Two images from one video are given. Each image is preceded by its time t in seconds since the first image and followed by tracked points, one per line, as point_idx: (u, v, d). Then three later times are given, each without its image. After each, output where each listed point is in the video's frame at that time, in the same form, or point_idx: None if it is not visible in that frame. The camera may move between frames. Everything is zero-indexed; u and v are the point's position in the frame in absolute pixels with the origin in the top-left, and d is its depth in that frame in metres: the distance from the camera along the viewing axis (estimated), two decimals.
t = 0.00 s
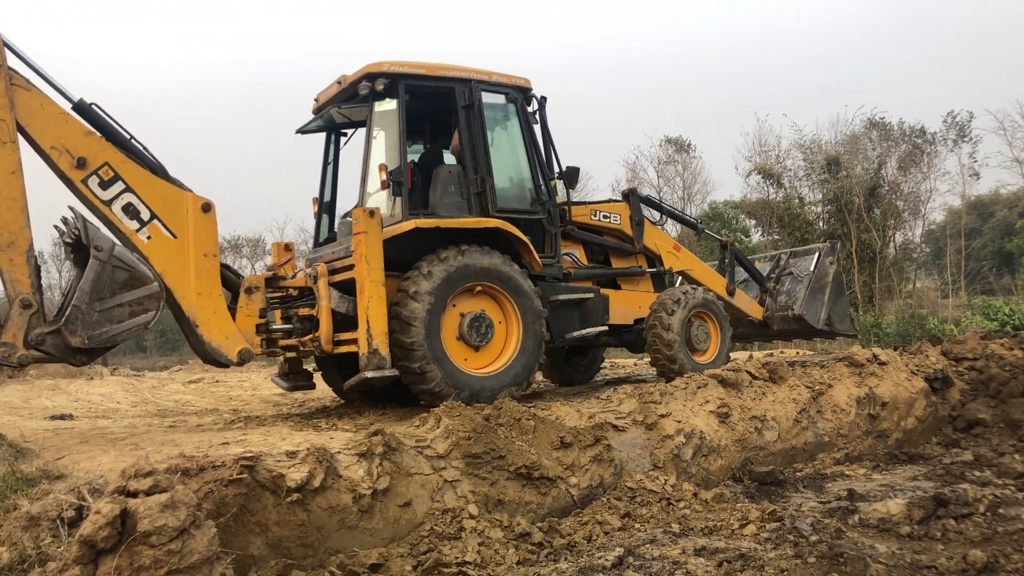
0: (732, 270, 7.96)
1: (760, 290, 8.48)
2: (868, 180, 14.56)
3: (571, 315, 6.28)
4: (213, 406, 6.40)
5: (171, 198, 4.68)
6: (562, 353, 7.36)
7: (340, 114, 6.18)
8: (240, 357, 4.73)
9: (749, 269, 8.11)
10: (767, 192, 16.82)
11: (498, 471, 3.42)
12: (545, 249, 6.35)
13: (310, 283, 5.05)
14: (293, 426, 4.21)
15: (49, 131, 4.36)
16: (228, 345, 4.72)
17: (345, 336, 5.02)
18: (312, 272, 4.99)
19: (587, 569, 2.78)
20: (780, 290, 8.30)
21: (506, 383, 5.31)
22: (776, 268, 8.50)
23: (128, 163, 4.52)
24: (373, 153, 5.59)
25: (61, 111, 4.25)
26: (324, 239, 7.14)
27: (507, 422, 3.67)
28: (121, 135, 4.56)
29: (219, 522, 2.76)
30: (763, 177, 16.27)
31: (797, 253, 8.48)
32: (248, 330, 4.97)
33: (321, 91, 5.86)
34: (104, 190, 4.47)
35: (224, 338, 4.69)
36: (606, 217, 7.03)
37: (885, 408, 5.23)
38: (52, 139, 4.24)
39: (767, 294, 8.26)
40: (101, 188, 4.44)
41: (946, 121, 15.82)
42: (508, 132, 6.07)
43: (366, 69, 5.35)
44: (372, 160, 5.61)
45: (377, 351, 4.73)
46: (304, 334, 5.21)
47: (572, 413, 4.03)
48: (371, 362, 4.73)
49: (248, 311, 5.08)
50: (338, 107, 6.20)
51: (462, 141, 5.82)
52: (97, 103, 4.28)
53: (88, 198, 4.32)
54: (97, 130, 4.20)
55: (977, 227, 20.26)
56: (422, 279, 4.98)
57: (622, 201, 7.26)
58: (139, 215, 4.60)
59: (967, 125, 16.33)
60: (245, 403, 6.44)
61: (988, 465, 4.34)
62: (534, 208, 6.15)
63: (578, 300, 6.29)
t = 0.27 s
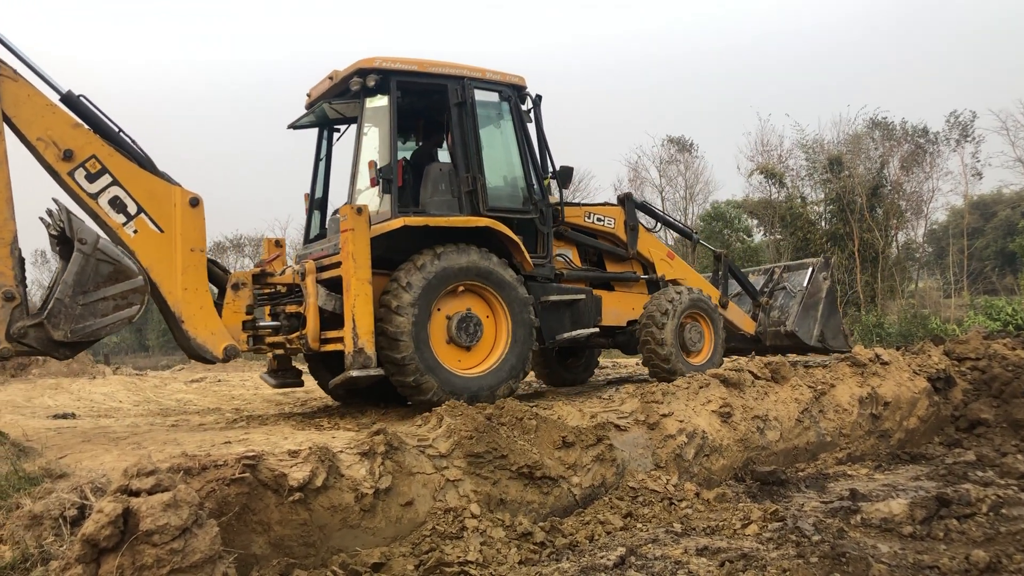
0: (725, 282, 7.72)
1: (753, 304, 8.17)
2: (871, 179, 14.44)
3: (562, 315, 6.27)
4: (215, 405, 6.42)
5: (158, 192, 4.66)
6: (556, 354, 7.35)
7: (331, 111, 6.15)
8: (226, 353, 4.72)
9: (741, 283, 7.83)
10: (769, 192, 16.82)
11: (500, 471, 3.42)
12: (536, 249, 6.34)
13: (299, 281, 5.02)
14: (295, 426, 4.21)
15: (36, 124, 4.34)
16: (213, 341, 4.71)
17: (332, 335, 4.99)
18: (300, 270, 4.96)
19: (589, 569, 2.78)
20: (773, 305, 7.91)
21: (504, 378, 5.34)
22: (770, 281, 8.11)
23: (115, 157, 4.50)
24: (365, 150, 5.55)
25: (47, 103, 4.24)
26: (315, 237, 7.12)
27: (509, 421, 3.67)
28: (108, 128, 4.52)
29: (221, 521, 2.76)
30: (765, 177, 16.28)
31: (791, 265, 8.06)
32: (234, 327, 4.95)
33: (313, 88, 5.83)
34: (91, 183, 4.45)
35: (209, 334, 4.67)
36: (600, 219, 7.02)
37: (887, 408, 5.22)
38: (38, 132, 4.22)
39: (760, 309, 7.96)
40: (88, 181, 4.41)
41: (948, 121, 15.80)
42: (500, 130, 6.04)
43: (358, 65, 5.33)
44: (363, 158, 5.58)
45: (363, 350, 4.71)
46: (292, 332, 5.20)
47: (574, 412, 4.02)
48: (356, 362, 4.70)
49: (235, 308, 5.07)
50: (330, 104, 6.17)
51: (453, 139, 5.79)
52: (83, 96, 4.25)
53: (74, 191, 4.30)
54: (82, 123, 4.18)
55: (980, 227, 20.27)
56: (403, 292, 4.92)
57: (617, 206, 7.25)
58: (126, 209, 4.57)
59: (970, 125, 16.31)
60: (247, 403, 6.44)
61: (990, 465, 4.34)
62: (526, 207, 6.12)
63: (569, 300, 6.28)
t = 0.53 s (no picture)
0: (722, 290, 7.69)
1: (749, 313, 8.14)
2: (872, 180, 14.48)
3: (562, 316, 6.27)
4: (215, 405, 6.42)
5: (156, 199, 4.67)
6: (555, 354, 7.36)
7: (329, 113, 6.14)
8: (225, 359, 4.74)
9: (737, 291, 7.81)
10: (770, 192, 16.81)
11: (501, 471, 3.42)
12: (535, 250, 6.32)
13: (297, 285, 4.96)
14: (295, 426, 4.20)
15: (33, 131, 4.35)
16: (213, 347, 4.71)
17: (332, 339, 4.98)
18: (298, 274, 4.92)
19: (590, 569, 2.78)
20: (769, 314, 7.89)
21: (505, 380, 5.35)
22: (767, 290, 8.06)
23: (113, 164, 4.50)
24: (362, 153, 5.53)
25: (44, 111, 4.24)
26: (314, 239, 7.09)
27: (510, 422, 3.67)
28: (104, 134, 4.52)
29: (222, 521, 2.76)
30: (766, 177, 16.29)
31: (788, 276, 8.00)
32: (234, 331, 4.96)
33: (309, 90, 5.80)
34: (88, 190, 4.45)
35: (209, 340, 4.69)
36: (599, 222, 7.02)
37: (888, 408, 5.22)
38: (35, 139, 4.23)
39: (755, 318, 7.92)
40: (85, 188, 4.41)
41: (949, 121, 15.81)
42: (497, 131, 6.03)
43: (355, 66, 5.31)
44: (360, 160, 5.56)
45: (363, 356, 4.71)
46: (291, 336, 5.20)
47: (575, 413, 4.02)
48: (357, 366, 4.70)
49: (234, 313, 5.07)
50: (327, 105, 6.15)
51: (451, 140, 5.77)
52: (80, 103, 4.25)
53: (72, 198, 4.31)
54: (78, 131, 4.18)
55: (981, 228, 20.30)
56: (402, 296, 4.92)
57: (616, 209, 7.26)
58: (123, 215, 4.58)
59: (971, 126, 16.32)
60: (247, 403, 6.44)
61: (991, 465, 4.34)
62: (524, 208, 6.12)
63: (569, 301, 6.28)
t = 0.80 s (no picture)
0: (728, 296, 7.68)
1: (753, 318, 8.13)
2: (871, 181, 14.50)
3: (572, 315, 6.29)
4: (216, 406, 6.41)
5: (170, 200, 4.71)
6: (564, 354, 7.39)
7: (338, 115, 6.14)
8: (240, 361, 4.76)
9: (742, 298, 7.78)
10: (769, 193, 16.81)
11: (501, 472, 3.42)
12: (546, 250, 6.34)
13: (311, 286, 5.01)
14: (295, 426, 4.20)
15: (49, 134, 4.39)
16: (229, 348, 4.74)
17: (345, 339, 5.01)
18: (312, 275, 4.97)
19: (590, 570, 2.78)
20: (774, 319, 7.88)
21: (508, 388, 5.31)
22: (771, 296, 8.10)
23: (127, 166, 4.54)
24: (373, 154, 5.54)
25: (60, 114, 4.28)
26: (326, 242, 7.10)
27: (510, 422, 3.68)
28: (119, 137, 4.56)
29: (222, 522, 2.76)
30: (765, 178, 16.29)
31: (792, 281, 8.05)
32: (248, 332, 5.02)
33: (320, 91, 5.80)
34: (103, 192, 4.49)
35: (224, 341, 4.72)
36: (607, 224, 7.02)
37: (888, 409, 5.21)
38: (51, 142, 4.27)
39: (760, 324, 7.91)
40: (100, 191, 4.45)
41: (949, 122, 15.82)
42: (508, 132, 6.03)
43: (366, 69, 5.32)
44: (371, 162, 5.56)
45: (378, 355, 4.72)
46: (304, 336, 5.26)
47: (575, 414, 4.02)
48: (372, 366, 4.71)
49: (249, 314, 5.16)
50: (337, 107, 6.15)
51: (461, 141, 5.77)
52: (96, 106, 4.29)
53: (88, 200, 4.35)
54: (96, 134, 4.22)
55: (981, 228, 20.32)
56: (423, 283, 4.97)
57: (625, 211, 7.25)
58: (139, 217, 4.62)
59: (971, 126, 16.32)
60: (247, 403, 6.44)
61: (991, 466, 4.34)
62: (535, 208, 6.13)
63: (579, 300, 6.30)
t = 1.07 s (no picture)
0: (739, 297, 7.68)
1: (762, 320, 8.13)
2: (869, 182, 14.52)
3: (587, 314, 6.30)
4: (214, 406, 6.41)
5: (193, 204, 4.76)
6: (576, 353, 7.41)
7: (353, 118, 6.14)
8: (263, 362, 4.81)
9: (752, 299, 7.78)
10: (768, 194, 16.80)
11: (499, 472, 3.42)
12: (560, 250, 6.34)
13: (331, 288, 5.07)
14: (294, 427, 4.19)
15: (74, 140, 4.43)
16: (252, 350, 4.78)
17: (366, 339, 5.07)
18: (332, 277, 5.03)
19: (588, 570, 2.78)
20: (783, 321, 7.88)
21: (511, 391, 5.23)
22: (779, 297, 8.07)
23: (150, 171, 4.58)
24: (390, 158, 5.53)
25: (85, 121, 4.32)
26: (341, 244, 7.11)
27: (508, 423, 3.67)
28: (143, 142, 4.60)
29: (220, 522, 2.76)
30: (763, 178, 16.28)
31: (801, 282, 8.03)
32: (270, 334, 5.01)
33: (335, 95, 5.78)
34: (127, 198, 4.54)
35: (248, 343, 4.77)
36: (620, 225, 7.03)
37: (886, 410, 5.22)
38: (76, 148, 4.31)
39: (770, 326, 7.92)
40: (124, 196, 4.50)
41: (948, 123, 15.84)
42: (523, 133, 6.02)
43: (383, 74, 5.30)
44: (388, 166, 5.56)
45: (399, 355, 4.77)
46: (325, 338, 5.25)
47: (573, 414, 4.02)
48: (394, 366, 4.76)
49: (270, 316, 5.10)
50: (352, 111, 6.14)
51: (478, 144, 5.77)
52: (120, 112, 4.33)
53: (112, 206, 4.39)
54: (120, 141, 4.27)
55: (979, 229, 20.37)
56: (456, 267, 5.10)
57: (636, 212, 7.26)
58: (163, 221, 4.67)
59: (969, 127, 16.34)
60: (245, 403, 6.44)
61: (988, 467, 4.34)
62: (550, 209, 6.15)
63: (594, 299, 6.31)
